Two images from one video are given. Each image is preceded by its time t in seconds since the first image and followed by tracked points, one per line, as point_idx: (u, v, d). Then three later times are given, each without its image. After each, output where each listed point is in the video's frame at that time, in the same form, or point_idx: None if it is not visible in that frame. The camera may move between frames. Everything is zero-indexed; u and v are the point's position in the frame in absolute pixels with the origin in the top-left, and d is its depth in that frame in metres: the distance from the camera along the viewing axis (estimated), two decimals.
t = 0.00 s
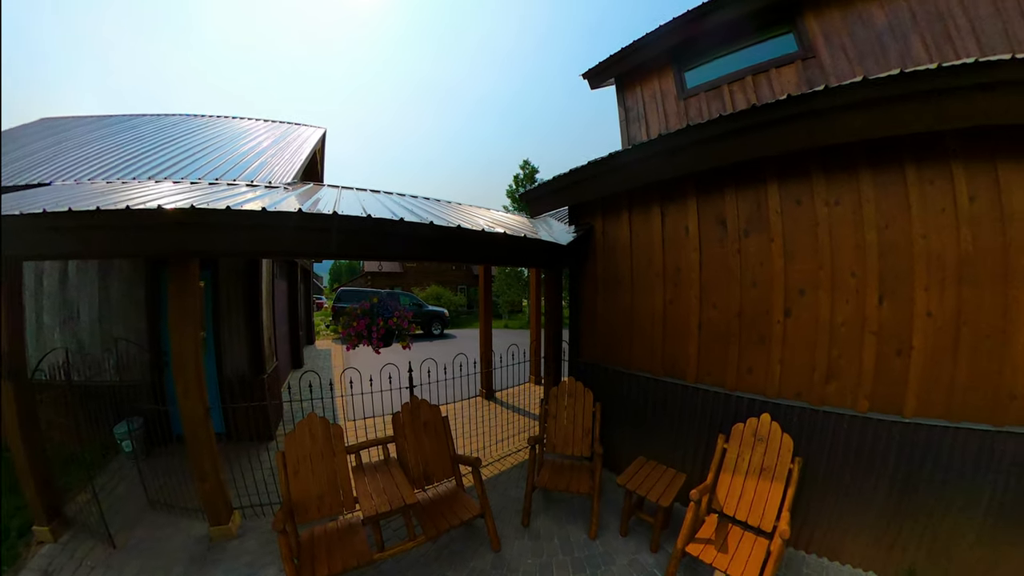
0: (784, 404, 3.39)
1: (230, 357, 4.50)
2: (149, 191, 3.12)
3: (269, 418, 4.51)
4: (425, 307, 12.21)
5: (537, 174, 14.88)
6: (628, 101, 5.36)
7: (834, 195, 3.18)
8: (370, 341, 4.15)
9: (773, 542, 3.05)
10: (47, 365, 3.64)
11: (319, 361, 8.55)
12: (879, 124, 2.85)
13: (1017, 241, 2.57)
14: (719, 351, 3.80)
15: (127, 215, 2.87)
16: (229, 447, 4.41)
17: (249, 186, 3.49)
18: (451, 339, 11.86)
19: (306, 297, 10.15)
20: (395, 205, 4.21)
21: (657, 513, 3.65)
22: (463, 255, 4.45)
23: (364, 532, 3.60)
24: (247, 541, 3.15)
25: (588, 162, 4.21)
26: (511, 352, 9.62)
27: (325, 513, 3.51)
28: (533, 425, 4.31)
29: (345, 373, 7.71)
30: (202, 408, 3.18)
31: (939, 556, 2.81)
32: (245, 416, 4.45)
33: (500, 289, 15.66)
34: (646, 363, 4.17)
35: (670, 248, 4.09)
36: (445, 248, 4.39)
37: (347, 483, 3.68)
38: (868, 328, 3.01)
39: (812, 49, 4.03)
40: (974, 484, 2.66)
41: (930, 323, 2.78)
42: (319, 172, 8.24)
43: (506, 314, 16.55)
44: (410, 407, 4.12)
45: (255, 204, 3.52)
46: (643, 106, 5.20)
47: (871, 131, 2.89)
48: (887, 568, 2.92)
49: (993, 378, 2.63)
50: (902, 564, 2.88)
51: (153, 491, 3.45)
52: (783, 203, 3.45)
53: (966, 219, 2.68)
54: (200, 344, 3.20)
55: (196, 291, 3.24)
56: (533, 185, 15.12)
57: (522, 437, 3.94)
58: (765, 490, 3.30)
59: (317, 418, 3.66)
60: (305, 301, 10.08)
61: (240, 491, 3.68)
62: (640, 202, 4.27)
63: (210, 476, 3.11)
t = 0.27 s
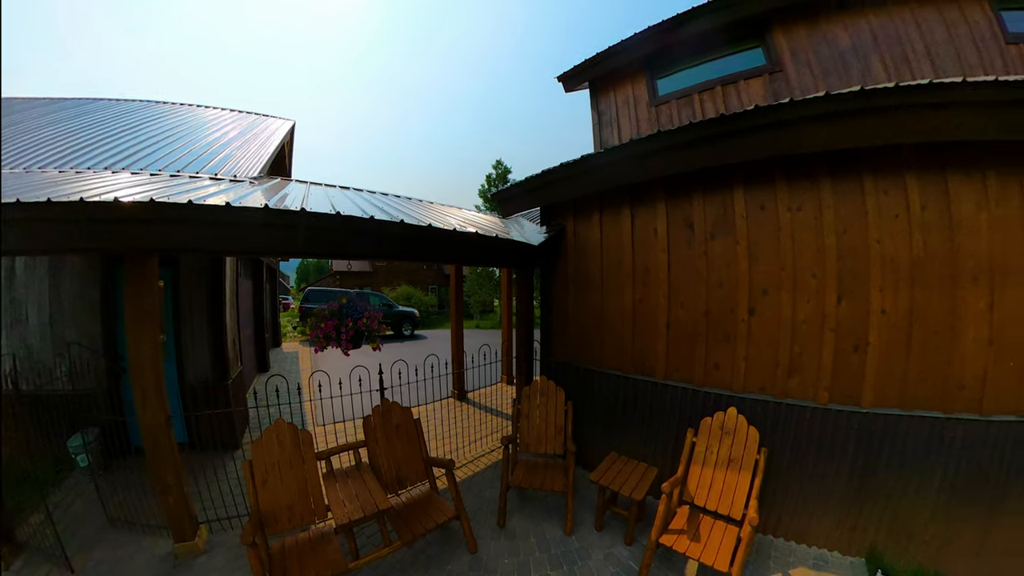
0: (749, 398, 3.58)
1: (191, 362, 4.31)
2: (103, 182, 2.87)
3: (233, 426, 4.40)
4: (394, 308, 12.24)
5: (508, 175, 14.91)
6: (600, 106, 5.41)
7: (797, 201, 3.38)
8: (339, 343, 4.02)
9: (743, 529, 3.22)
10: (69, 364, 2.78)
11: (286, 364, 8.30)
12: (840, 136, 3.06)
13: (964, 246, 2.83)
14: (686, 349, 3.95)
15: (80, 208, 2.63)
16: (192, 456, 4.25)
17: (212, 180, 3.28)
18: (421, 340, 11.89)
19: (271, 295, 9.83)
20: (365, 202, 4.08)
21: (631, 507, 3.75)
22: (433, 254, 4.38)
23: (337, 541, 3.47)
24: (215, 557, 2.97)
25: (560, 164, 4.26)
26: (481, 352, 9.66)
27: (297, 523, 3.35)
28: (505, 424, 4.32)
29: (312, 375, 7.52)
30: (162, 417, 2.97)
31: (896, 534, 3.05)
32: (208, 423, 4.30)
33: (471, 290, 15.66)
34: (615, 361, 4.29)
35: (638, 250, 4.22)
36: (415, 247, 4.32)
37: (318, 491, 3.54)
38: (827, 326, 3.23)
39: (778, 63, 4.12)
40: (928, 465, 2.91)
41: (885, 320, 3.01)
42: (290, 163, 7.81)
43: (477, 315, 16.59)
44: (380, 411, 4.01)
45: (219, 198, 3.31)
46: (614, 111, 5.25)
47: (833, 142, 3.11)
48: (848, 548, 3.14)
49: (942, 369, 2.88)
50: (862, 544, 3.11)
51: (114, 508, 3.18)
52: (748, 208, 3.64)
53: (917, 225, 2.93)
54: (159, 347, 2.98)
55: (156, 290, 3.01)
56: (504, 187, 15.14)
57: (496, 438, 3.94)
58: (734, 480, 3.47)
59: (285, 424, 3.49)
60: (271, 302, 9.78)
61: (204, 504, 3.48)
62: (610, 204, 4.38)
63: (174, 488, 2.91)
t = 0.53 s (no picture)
0: (716, 393, 3.75)
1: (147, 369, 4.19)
2: (50, 171, 2.62)
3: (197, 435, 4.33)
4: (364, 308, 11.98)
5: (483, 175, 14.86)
6: (573, 110, 5.51)
7: (762, 207, 3.58)
8: (307, 345, 3.86)
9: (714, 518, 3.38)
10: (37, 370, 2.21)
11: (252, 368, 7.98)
12: (803, 146, 3.27)
13: (916, 250, 3.09)
14: (656, 347, 4.09)
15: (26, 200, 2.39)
16: (156, 469, 4.13)
17: (172, 171, 3.06)
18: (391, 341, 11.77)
19: (235, 296, 9.47)
20: (334, 198, 3.94)
21: (605, 502, 3.84)
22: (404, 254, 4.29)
23: (310, 551, 3.33)
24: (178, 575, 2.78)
25: (533, 165, 4.29)
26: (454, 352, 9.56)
27: (267, 535, 3.19)
28: (478, 425, 4.30)
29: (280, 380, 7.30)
30: (118, 428, 2.74)
31: (856, 517, 3.27)
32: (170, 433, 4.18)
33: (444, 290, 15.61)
34: (587, 360, 4.37)
35: (609, 251, 4.32)
36: (385, 247, 4.21)
37: (289, 500, 3.38)
38: (789, 324, 3.45)
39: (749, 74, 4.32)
40: (884, 452, 3.15)
41: (844, 318, 3.25)
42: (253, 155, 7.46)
43: (451, 315, 16.52)
44: (351, 414, 3.88)
45: (180, 191, 3.09)
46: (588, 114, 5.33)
47: (796, 151, 3.31)
48: (812, 532, 3.34)
49: (896, 362, 3.13)
50: (825, 527, 3.31)
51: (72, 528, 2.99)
52: (715, 212, 3.82)
53: (873, 230, 3.17)
54: (116, 352, 2.74)
55: (110, 290, 2.78)
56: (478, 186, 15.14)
57: (470, 439, 3.92)
58: (704, 472, 3.62)
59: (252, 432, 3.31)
60: (236, 302, 9.43)
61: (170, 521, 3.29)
62: (582, 206, 4.46)
63: (132, 504, 2.70)
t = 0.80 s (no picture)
0: (685, 389, 3.91)
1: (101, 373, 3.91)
2: None
3: (158, 446, 4.09)
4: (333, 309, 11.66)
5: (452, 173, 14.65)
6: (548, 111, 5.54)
7: (728, 211, 3.77)
8: (274, 348, 3.68)
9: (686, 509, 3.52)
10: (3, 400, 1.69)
11: (216, 372, 7.64)
12: (768, 154, 3.47)
13: (870, 254, 3.35)
14: (626, 346, 4.20)
15: None
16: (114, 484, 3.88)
17: (129, 161, 2.83)
18: (361, 342, 11.63)
19: (201, 297, 9.07)
20: (301, 194, 3.77)
21: (579, 499, 3.91)
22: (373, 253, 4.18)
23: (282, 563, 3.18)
24: None
25: (506, 165, 4.30)
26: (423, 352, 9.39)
27: (236, 549, 3.02)
28: (450, 426, 4.25)
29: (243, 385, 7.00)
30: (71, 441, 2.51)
31: (818, 502, 3.50)
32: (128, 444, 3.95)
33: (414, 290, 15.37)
34: (558, 359, 4.44)
35: (579, 252, 4.40)
36: (355, 245, 4.08)
37: (258, 511, 3.21)
38: (753, 322, 3.64)
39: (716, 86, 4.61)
40: (845, 440, 3.39)
41: (804, 316, 3.47)
42: (219, 148, 6.99)
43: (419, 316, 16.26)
44: (320, 419, 3.74)
45: (139, 182, 2.85)
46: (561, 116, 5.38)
47: (761, 159, 3.50)
48: (779, 518, 3.54)
49: (854, 357, 3.37)
50: (789, 513, 3.52)
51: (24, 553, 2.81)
52: (683, 214, 3.97)
53: (832, 234, 3.41)
54: (69, 359, 2.51)
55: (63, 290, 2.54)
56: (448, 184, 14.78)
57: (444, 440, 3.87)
58: (674, 465, 3.76)
59: (217, 441, 3.12)
60: (200, 304, 9.04)
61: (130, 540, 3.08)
62: (553, 207, 4.52)
63: (89, 524, 2.48)
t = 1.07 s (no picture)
0: (654, 386, 4.04)
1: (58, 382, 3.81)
2: None
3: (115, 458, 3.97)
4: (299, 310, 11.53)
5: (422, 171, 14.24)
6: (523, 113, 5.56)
7: (695, 214, 3.93)
8: (238, 352, 3.48)
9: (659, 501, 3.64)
10: None
11: (177, 378, 7.42)
12: (734, 161, 3.65)
13: (828, 256, 3.59)
14: (596, 344, 4.29)
15: None
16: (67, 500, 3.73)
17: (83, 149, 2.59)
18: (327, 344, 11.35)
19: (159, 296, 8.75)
20: (267, 189, 3.59)
21: (554, 496, 3.96)
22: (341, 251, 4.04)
23: None
24: None
25: (479, 165, 4.29)
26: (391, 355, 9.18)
27: (203, 566, 2.83)
28: (422, 429, 4.18)
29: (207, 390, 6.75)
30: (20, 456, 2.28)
31: (784, 490, 3.69)
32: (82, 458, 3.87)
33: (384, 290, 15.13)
34: (529, 358, 4.47)
35: (550, 252, 4.45)
36: (323, 243, 3.93)
37: (226, 524, 3.03)
38: (719, 321, 3.82)
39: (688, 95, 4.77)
40: (808, 431, 3.61)
41: (767, 315, 3.67)
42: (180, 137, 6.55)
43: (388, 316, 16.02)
44: (289, 425, 3.57)
45: (94, 172, 2.61)
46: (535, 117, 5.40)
47: (728, 166, 3.69)
48: (747, 507, 3.72)
49: (815, 353, 3.59)
50: (756, 502, 3.70)
51: None
52: (653, 217, 4.11)
53: (793, 238, 3.63)
54: (19, 366, 2.27)
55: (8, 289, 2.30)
56: (420, 183, 14.41)
57: (418, 443, 3.80)
58: (646, 460, 3.88)
59: (180, 451, 2.91)
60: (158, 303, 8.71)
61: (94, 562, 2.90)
62: (525, 208, 4.55)
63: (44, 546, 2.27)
